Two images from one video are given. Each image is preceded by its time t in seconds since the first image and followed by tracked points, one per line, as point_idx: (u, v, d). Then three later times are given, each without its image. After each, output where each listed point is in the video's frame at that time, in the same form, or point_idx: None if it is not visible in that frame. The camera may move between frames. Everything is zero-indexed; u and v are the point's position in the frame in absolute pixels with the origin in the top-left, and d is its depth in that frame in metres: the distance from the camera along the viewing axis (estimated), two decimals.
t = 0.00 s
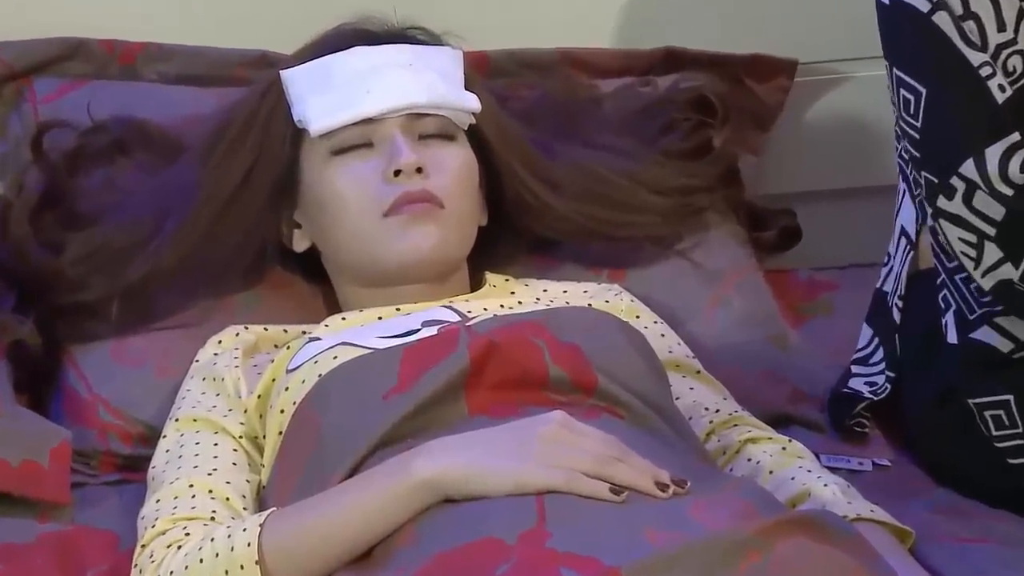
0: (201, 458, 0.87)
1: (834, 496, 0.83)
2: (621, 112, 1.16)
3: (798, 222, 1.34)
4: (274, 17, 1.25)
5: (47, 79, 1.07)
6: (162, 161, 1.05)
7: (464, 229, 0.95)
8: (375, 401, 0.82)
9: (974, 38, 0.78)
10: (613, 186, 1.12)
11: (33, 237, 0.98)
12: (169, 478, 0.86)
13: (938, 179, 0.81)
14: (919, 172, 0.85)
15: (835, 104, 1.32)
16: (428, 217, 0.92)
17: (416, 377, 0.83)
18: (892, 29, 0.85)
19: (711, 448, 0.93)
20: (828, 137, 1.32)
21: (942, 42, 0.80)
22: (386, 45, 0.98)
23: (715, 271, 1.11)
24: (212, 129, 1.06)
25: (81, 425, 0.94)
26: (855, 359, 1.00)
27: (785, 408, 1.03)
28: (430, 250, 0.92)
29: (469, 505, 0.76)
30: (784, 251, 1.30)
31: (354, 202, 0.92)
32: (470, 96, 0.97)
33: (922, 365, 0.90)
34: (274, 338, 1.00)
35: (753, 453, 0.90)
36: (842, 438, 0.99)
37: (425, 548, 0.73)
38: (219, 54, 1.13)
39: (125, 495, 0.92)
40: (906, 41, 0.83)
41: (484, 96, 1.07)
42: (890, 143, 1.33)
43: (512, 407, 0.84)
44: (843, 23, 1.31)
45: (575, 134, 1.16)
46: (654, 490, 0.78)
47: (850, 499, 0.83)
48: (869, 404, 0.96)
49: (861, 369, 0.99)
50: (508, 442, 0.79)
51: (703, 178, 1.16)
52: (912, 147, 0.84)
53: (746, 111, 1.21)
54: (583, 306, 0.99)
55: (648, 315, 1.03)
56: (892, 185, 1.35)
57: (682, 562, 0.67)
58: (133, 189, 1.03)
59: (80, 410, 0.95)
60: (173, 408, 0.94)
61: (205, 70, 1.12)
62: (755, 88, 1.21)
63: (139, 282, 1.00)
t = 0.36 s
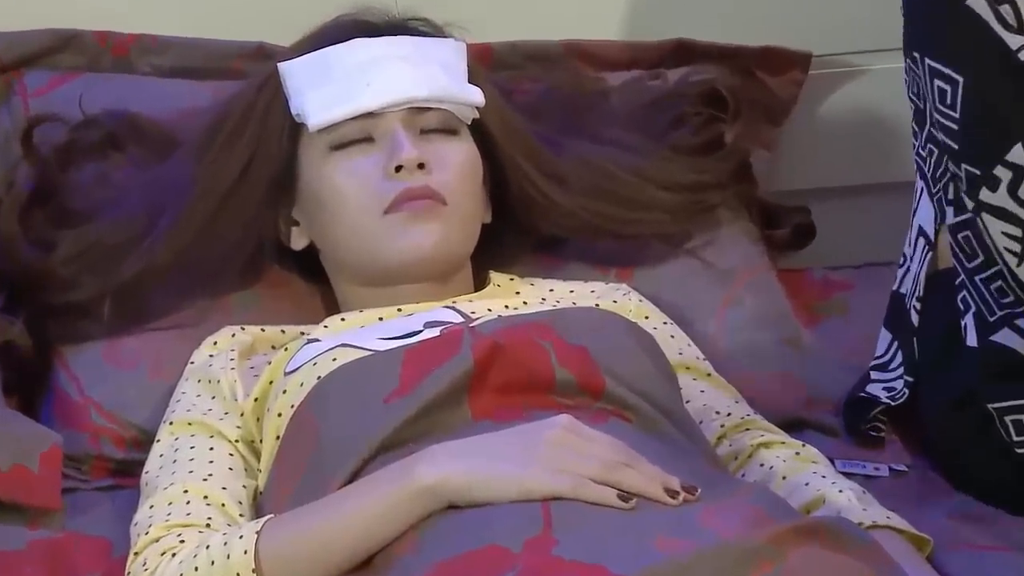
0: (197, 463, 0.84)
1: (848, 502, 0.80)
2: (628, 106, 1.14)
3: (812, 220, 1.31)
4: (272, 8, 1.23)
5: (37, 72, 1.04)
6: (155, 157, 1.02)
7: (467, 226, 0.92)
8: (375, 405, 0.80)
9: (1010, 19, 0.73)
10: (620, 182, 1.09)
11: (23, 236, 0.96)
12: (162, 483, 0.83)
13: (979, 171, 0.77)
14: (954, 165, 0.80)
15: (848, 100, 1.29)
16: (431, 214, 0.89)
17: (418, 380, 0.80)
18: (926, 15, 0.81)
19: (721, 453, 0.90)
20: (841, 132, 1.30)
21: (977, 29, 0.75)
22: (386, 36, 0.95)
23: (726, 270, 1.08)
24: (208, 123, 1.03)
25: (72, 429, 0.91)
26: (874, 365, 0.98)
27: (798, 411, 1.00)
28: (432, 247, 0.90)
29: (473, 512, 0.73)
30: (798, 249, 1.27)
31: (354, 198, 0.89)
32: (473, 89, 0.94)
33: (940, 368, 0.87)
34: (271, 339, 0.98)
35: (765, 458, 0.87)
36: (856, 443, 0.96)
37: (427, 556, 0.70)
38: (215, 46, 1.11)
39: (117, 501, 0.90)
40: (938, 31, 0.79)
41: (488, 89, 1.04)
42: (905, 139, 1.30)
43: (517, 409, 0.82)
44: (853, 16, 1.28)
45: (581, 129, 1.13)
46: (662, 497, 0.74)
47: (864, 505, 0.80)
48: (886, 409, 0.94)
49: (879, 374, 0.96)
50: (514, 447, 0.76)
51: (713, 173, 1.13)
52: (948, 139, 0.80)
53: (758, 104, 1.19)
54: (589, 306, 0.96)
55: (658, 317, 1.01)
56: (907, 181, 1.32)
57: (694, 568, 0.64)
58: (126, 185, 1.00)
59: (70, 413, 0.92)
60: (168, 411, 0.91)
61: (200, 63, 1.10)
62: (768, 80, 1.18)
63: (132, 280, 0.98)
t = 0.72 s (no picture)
0: (202, 463, 0.84)
1: (857, 504, 0.79)
2: (634, 105, 1.13)
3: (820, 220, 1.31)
4: (277, 7, 1.23)
5: (40, 71, 1.04)
6: (160, 157, 1.02)
7: (472, 226, 0.92)
8: (381, 406, 0.79)
9: None
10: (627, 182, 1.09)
11: (26, 236, 0.96)
12: (167, 484, 0.82)
13: (1000, 166, 0.74)
14: (975, 163, 0.77)
15: (855, 99, 1.29)
16: (437, 215, 0.89)
17: (424, 382, 0.80)
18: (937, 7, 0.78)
19: (728, 454, 0.90)
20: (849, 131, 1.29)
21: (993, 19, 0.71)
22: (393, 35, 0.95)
23: (732, 270, 1.08)
24: (214, 123, 1.03)
25: (76, 429, 0.92)
26: (882, 368, 0.98)
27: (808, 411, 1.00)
28: (438, 248, 0.89)
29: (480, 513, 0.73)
30: (805, 249, 1.27)
31: (360, 198, 0.88)
32: (480, 88, 0.94)
33: (947, 370, 0.87)
34: (277, 339, 0.98)
35: (772, 460, 0.87)
36: (864, 442, 0.96)
37: (434, 558, 0.70)
38: (219, 46, 1.11)
39: (121, 501, 0.89)
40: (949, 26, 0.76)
41: (494, 88, 1.04)
42: (912, 138, 1.29)
43: (524, 411, 0.81)
44: (860, 14, 1.28)
45: (586, 127, 1.13)
46: (670, 498, 0.73)
47: (871, 507, 0.79)
48: (894, 410, 0.94)
49: (888, 377, 0.96)
50: (521, 448, 0.75)
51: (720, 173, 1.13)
52: (967, 136, 0.77)
53: (766, 104, 1.19)
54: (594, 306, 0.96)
55: (664, 318, 1.00)
56: (913, 181, 1.32)
57: (706, 569, 0.63)
58: (130, 186, 1.01)
59: (75, 414, 0.92)
60: (172, 411, 0.91)
61: (204, 62, 1.11)
62: (774, 79, 1.19)
63: (136, 280, 0.98)
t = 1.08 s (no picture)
0: (205, 462, 0.84)
1: (860, 504, 0.79)
2: (638, 105, 1.13)
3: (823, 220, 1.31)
4: (280, 7, 1.23)
5: (44, 71, 1.04)
6: (163, 157, 1.02)
7: (475, 226, 0.92)
8: (384, 406, 0.79)
9: None
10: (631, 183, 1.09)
11: (29, 235, 0.96)
12: (171, 483, 0.82)
13: (1008, 163, 0.74)
14: (981, 162, 0.77)
15: (858, 100, 1.29)
16: (441, 215, 0.89)
17: (427, 382, 0.80)
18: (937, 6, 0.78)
19: (732, 454, 0.90)
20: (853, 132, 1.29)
21: (997, 17, 0.71)
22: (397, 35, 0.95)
23: (736, 270, 1.08)
24: (219, 122, 1.03)
25: (80, 428, 0.92)
26: (886, 370, 0.98)
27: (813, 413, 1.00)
28: (442, 248, 0.89)
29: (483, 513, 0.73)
30: (808, 249, 1.27)
31: (363, 198, 0.89)
32: (483, 88, 0.94)
33: (949, 372, 0.87)
34: (280, 339, 0.98)
35: (776, 460, 0.87)
36: (868, 442, 0.96)
37: (436, 558, 0.70)
38: (223, 46, 1.11)
39: (125, 501, 0.89)
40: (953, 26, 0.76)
41: (497, 87, 1.04)
42: (915, 139, 1.29)
43: (527, 411, 0.81)
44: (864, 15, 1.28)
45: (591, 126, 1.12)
46: (673, 499, 0.74)
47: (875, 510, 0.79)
48: (897, 411, 0.94)
49: (891, 380, 0.96)
50: (525, 448, 0.75)
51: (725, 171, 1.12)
52: (973, 135, 0.76)
53: (770, 104, 1.19)
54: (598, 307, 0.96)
55: (667, 318, 1.00)
56: (916, 181, 1.32)
57: (708, 568, 0.63)
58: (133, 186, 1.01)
59: (78, 413, 0.92)
60: (176, 411, 0.91)
61: (210, 61, 1.10)
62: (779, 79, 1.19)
63: (140, 280, 0.98)
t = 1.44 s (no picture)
0: (206, 462, 0.84)
1: (862, 504, 0.79)
2: (639, 104, 1.13)
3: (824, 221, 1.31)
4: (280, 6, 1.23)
5: (45, 71, 1.04)
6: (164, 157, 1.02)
7: (476, 226, 0.92)
8: (386, 406, 0.79)
9: None
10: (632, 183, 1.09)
11: (31, 236, 0.96)
12: (172, 483, 0.82)
13: (1005, 168, 0.74)
14: (979, 167, 0.77)
15: (860, 100, 1.29)
16: (441, 214, 0.89)
17: (428, 383, 0.80)
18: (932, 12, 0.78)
19: (734, 454, 0.90)
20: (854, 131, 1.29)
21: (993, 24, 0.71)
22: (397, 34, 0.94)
23: (737, 270, 1.08)
24: (220, 123, 1.03)
25: (81, 429, 0.92)
26: (886, 372, 0.99)
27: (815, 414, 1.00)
28: (442, 248, 0.89)
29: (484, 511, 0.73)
30: (809, 251, 1.27)
31: (364, 198, 0.89)
32: (483, 88, 0.94)
33: (949, 373, 0.87)
34: (281, 339, 0.98)
35: (777, 460, 0.87)
36: (869, 443, 0.96)
37: (436, 558, 0.70)
38: (224, 46, 1.11)
39: (126, 501, 0.89)
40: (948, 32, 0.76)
41: (498, 88, 1.04)
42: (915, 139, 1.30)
43: (528, 411, 0.81)
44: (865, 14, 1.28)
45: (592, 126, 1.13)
46: (674, 499, 0.74)
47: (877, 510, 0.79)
48: (897, 414, 0.95)
49: (893, 382, 0.97)
50: (527, 448, 0.75)
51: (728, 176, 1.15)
52: (971, 139, 0.76)
53: (771, 104, 1.19)
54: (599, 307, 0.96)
55: (669, 318, 1.00)
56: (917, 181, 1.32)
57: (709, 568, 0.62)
58: (134, 185, 1.00)
59: (80, 414, 0.92)
60: (177, 411, 0.91)
61: (211, 61, 1.10)
62: (778, 80, 1.19)
63: (140, 280, 0.98)
